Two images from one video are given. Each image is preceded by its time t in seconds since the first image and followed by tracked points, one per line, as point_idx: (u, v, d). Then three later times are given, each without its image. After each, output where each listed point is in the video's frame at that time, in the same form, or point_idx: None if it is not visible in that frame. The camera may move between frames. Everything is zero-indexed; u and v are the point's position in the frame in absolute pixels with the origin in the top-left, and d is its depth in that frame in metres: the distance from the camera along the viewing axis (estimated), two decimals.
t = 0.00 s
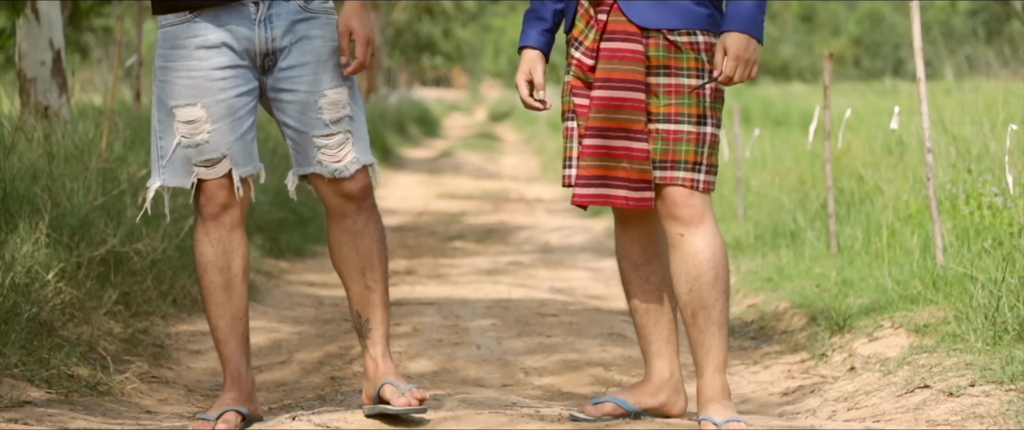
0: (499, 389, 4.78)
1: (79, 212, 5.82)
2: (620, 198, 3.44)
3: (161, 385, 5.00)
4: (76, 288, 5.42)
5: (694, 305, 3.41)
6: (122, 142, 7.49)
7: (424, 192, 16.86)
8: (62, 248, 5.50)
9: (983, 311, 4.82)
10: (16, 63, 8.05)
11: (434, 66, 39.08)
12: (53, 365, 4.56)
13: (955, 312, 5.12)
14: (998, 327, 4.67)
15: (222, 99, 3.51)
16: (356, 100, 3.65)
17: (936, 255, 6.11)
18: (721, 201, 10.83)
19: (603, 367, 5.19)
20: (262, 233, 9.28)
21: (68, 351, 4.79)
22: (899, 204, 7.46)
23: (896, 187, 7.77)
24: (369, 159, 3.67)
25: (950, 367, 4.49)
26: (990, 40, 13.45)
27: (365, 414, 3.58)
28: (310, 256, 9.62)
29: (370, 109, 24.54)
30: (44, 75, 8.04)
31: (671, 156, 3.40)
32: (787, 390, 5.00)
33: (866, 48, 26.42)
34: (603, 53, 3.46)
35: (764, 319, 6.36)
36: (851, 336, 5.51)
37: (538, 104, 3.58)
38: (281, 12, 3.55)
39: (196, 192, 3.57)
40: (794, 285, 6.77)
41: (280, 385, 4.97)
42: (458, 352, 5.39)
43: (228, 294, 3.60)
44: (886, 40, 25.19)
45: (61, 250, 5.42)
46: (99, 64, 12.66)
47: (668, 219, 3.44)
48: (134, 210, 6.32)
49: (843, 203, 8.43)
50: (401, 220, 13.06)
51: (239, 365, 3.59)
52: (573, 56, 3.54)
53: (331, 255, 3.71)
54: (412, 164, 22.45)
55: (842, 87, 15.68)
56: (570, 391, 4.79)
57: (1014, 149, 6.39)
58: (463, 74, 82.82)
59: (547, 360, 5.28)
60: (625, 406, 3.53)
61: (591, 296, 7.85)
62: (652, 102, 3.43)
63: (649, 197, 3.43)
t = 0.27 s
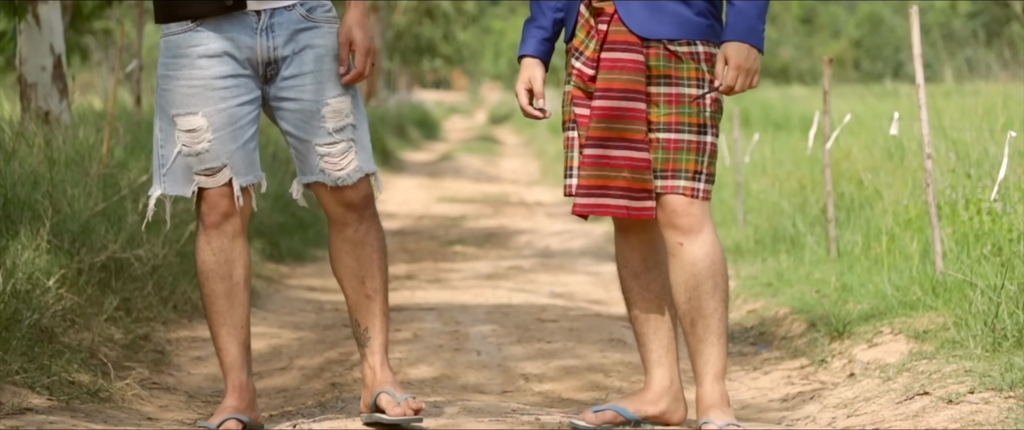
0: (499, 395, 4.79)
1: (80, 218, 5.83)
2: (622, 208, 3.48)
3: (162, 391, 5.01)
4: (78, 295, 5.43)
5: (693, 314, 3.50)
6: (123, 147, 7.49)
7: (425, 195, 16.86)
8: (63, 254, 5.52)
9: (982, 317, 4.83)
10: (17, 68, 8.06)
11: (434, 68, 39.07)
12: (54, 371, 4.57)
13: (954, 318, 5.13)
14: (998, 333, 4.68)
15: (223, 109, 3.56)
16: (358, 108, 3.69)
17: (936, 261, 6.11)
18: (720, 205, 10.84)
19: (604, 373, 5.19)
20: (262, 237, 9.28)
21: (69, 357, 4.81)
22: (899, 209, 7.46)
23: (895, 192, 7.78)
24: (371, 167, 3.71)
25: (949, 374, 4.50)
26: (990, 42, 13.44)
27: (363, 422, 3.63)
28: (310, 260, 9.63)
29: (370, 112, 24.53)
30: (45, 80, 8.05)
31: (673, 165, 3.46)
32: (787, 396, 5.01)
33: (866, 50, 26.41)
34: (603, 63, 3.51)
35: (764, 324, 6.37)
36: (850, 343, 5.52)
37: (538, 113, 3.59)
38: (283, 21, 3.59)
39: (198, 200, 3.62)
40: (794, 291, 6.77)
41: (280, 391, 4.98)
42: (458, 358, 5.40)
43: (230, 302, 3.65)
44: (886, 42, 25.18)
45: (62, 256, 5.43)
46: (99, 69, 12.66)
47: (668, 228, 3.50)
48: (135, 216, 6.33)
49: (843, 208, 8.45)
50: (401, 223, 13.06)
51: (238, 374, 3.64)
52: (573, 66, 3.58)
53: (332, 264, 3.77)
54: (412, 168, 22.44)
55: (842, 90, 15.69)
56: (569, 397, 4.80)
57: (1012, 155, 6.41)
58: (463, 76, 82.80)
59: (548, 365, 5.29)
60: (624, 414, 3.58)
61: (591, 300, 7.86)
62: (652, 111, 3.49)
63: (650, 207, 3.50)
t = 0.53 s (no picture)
0: (499, 401, 4.79)
1: (81, 223, 5.83)
2: (624, 217, 3.50)
3: (162, 396, 5.02)
4: (78, 300, 5.44)
5: (693, 321, 3.53)
6: (123, 151, 7.50)
7: (425, 199, 16.86)
8: (63, 260, 5.52)
9: (981, 323, 4.83)
10: (17, 72, 8.06)
11: (434, 71, 39.10)
12: (54, 377, 4.58)
13: (953, 324, 5.14)
14: (997, 339, 4.68)
15: (225, 117, 3.58)
16: (360, 117, 3.70)
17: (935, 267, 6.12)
18: (720, 208, 10.85)
19: (604, 379, 5.20)
20: (262, 241, 9.28)
21: (70, 363, 4.81)
22: (899, 214, 7.46)
23: (896, 196, 7.78)
24: (371, 176, 3.72)
25: (948, 380, 4.50)
26: (990, 44, 13.44)
27: None
28: (310, 264, 9.63)
29: (370, 115, 24.53)
30: (45, 85, 8.06)
31: (672, 172, 3.48)
32: (786, 402, 5.01)
33: (866, 52, 26.40)
34: (603, 72, 3.52)
35: (764, 329, 6.38)
36: (850, 348, 5.53)
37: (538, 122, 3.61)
38: (285, 30, 3.60)
39: (199, 208, 3.64)
40: (794, 296, 6.77)
41: (281, 397, 4.99)
42: (459, 363, 5.41)
43: (231, 309, 3.67)
44: (885, 44, 25.18)
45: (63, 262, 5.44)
46: (99, 73, 12.67)
47: (668, 235, 3.52)
48: (135, 221, 6.34)
49: (843, 213, 8.46)
50: (400, 227, 13.06)
51: (238, 381, 3.64)
52: (573, 74, 3.58)
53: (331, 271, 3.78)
54: (412, 171, 22.45)
55: (842, 92, 15.70)
56: (569, 402, 4.81)
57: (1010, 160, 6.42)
58: (463, 79, 82.85)
59: (548, 371, 5.30)
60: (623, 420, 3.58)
61: (591, 305, 7.86)
62: (652, 120, 3.50)
63: (650, 215, 3.51)
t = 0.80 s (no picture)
0: (499, 410, 4.80)
1: (81, 231, 5.84)
2: (622, 228, 3.51)
3: (163, 406, 5.03)
4: (78, 309, 5.45)
5: (691, 333, 3.54)
6: (124, 159, 7.51)
7: (425, 205, 16.87)
8: (64, 269, 5.53)
9: (980, 332, 4.84)
10: (18, 80, 8.07)
11: (434, 76, 39.10)
12: (56, 387, 4.59)
13: (953, 332, 5.15)
14: (997, 349, 4.69)
15: (227, 128, 3.60)
16: (361, 131, 3.70)
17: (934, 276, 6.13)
18: (721, 215, 10.86)
19: (603, 388, 5.21)
20: (263, 248, 9.29)
21: (71, 372, 4.82)
22: (899, 222, 7.47)
23: (895, 203, 7.79)
24: (371, 190, 3.72)
25: (947, 389, 4.51)
26: (990, 51, 13.45)
27: None
28: (310, 271, 9.64)
29: (370, 121, 24.55)
30: (46, 92, 8.06)
31: (672, 184, 3.49)
32: (785, 411, 5.02)
33: (866, 57, 26.41)
34: (603, 83, 3.53)
35: (763, 338, 6.38)
36: (849, 357, 5.54)
37: (539, 133, 3.64)
38: (287, 42, 3.60)
39: (201, 219, 3.67)
40: (793, 304, 6.78)
41: (281, 406, 5.00)
42: (459, 372, 5.42)
43: (232, 321, 3.69)
44: (885, 49, 25.19)
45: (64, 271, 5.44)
46: (100, 79, 12.68)
47: (667, 247, 3.53)
48: (136, 229, 6.34)
49: (842, 221, 8.47)
50: (400, 234, 13.07)
51: (240, 391, 3.68)
52: (573, 86, 3.61)
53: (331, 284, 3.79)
54: (412, 177, 22.46)
55: (841, 98, 15.71)
56: (568, 411, 4.82)
57: (1010, 169, 6.43)
58: (463, 84, 82.86)
59: (548, 379, 5.31)
60: None
61: (591, 312, 7.87)
62: (652, 131, 3.52)
63: (649, 226, 3.51)
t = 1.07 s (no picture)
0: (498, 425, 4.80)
1: (82, 245, 5.85)
2: (618, 244, 3.53)
3: (163, 420, 5.04)
4: (79, 324, 5.46)
5: (690, 350, 3.56)
6: (124, 173, 7.51)
7: (424, 216, 16.89)
8: (64, 284, 5.54)
9: (979, 346, 4.86)
10: (18, 93, 8.09)
11: (435, 86, 39.13)
12: (56, 402, 4.60)
13: (952, 347, 5.16)
14: (996, 364, 4.70)
15: (229, 145, 3.62)
16: (362, 151, 3.70)
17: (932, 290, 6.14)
18: (720, 227, 10.87)
19: (603, 402, 5.21)
20: (262, 261, 9.29)
21: (71, 387, 4.83)
22: (898, 235, 7.48)
23: (895, 216, 7.80)
24: (371, 209, 3.74)
25: (946, 405, 4.53)
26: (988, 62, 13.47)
27: None
28: (310, 283, 9.64)
29: (370, 133, 24.56)
30: (47, 106, 8.07)
31: (669, 201, 3.51)
32: (785, 426, 5.02)
33: (866, 68, 26.41)
34: (601, 100, 3.55)
35: (763, 352, 6.38)
36: (849, 371, 5.54)
37: (539, 150, 3.66)
38: (289, 60, 3.62)
39: (203, 236, 3.69)
40: (793, 318, 6.78)
41: (281, 420, 5.00)
42: (459, 387, 5.42)
43: (232, 337, 3.71)
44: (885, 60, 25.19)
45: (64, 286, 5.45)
46: (101, 92, 12.68)
47: (665, 265, 3.55)
48: (136, 243, 6.35)
49: (841, 233, 8.49)
50: (400, 246, 13.07)
51: (240, 407, 3.71)
52: (573, 103, 3.64)
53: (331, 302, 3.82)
54: (412, 188, 22.46)
55: (840, 108, 15.72)
56: (568, 427, 4.82)
57: (1010, 183, 6.44)
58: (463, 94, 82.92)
59: (547, 394, 5.32)
60: None
61: (591, 325, 7.87)
62: (650, 149, 3.53)
63: (646, 243, 3.53)
